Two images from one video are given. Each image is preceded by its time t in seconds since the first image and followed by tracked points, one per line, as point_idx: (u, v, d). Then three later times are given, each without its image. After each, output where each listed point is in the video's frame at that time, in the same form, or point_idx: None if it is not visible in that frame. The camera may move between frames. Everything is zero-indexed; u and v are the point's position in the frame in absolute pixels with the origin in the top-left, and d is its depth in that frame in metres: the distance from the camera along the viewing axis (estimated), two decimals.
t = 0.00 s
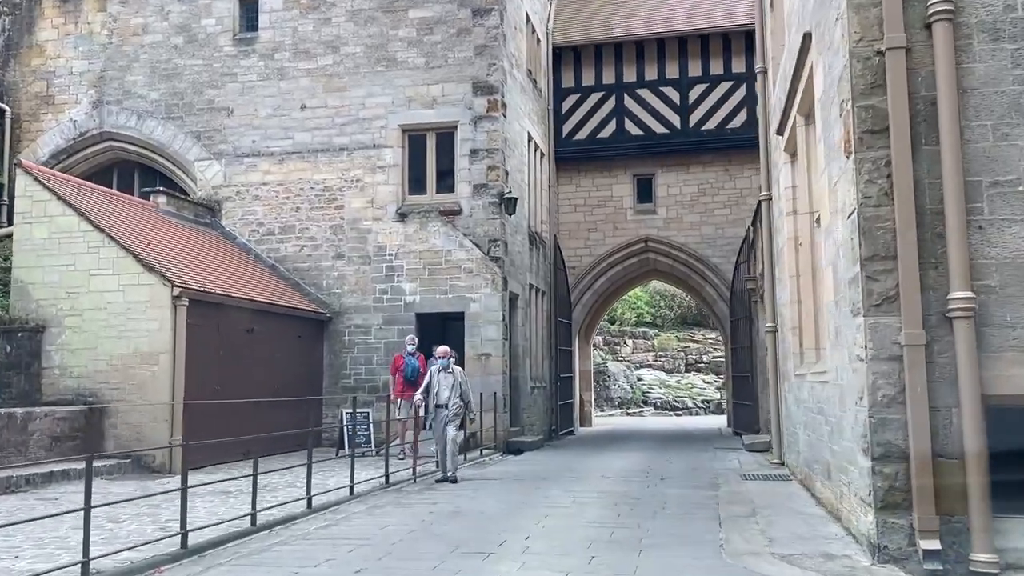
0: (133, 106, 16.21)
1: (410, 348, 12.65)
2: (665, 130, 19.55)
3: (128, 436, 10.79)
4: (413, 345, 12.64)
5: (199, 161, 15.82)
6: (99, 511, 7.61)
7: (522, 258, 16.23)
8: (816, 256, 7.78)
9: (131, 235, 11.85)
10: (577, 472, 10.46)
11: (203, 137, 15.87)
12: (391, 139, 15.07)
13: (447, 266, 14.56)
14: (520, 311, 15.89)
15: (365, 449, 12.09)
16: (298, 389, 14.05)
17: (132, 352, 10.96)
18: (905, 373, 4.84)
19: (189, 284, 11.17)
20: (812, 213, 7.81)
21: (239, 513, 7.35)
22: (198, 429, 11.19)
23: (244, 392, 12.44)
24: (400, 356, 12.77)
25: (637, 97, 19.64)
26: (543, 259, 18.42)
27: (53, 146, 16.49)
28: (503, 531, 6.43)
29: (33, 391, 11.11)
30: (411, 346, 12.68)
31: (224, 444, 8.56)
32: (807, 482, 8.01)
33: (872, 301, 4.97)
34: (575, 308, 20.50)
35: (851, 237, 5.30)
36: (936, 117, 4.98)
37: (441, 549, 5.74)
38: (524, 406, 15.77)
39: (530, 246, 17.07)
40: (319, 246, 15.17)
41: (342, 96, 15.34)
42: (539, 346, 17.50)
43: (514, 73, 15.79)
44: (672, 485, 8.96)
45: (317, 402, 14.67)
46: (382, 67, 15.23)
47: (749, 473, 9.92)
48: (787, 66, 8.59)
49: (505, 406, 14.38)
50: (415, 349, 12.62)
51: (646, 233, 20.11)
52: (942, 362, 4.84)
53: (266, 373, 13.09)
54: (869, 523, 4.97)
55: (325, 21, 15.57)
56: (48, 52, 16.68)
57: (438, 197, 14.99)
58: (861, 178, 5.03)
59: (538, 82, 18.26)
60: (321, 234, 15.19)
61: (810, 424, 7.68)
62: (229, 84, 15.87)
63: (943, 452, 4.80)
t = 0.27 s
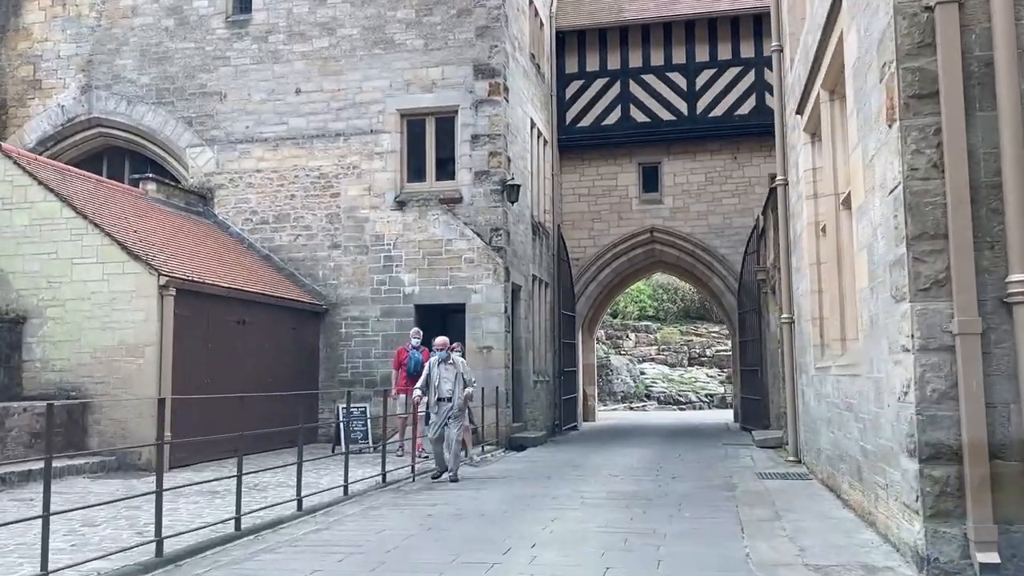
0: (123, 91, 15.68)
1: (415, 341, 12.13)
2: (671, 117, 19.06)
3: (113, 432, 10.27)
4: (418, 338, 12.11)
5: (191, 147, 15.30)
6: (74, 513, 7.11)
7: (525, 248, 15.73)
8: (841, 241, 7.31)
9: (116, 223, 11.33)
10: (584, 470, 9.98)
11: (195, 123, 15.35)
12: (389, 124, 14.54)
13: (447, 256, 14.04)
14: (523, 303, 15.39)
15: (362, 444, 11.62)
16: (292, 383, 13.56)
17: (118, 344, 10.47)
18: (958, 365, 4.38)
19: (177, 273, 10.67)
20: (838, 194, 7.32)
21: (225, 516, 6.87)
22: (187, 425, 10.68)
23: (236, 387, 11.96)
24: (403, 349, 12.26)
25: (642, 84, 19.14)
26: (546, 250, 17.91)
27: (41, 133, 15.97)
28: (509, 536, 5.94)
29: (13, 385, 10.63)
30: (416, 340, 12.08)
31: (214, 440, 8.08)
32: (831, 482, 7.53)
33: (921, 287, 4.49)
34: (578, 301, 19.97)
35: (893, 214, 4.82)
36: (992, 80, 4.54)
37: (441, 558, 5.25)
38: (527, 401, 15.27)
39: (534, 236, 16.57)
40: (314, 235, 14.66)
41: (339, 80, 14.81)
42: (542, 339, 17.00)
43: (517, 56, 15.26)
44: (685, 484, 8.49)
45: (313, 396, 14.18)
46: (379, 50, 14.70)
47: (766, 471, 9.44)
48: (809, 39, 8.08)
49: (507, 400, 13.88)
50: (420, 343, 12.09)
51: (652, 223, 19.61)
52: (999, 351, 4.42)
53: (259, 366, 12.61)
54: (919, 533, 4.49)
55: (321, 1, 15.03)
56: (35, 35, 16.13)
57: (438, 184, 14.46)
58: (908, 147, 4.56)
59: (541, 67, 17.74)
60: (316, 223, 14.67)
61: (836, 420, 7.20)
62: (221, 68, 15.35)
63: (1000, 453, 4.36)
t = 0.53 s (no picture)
0: (109, 77, 15.17)
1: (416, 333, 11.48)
2: (675, 106, 18.58)
3: (93, 430, 9.74)
4: (421, 332, 11.54)
5: (179, 135, 14.80)
6: (43, 519, 6.64)
7: (525, 240, 15.25)
8: (864, 227, 6.84)
9: (98, 211, 10.83)
10: (587, 470, 9.52)
11: (183, 110, 14.84)
12: (384, 111, 14.03)
13: (445, 248, 13.55)
14: (523, 296, 14.92)
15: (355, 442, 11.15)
16: (283, 379, 13.08)
17: (98, 338, 10.00)
18: (1016, 359, 3.92)
19: (161, 263, 10.19)
20: (860, 178, 6.86)
21: (205, 522, 6.40)
22: (171, 422, 10.19)
23: (224, 383, 11.50)
24: (404, 342, 11.57)
25: (645, 72, 18.66)
26: (547, 242, 17.42)
27: (25, 120, 15.45)
28: (510, 547, 5.47)
29: None
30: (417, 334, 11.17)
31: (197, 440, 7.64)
32: (853, 485, 7.07)
33: (972, 273, 4.03)
34: (580, 295, 19.48)
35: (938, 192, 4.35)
36: None
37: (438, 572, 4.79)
38: (527, 397, 14.79)
39: (534, 227, 16.09)
40: (307, 226, 14.17)
41: (332, 65, 14.31)
42: (542, 333, 16.51)
43: (517, 41, 14.78)
44: (697, 486, 8.03)
45: (305, 392, 13.70)
46: (374, 34, 14.19)
47: (779, 472, 8.97)
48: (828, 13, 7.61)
49: (507, 397, 13.41)
50: (422, 336, 11.56)
51: (655, 214, 19.13)
52: None
53: (248, 361, 12.14)
54: (969, 547, 4.03)
55: None
56: (19, 19, 15.60)
57: (435, 174, 13.97)
58: (958, 117, 4.10)
59: (542, 54, 17.24)
60: (309, 214, 14.18)
61: (860, 418, 6.74)
62: (211, 53, 14.84)
63: None
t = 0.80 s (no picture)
0: (94, 63, 14.66)
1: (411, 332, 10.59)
2: (677, 96, 18.14)
3: (71, 429, 9.30)
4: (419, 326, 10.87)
5: (166, 123, 14.31)
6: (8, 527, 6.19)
7: (524, 233, 14.79)
8: (886, 214, 6.40)
9: (77, 200, 10.36)
10: (589, 471, 9.08)
11: (171, 98, 14.35)
12: (378, 98, 13.55)
13: (441, 240, 13.08)
14: (521, 290, 14.46)
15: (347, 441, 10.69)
16: (273, 377, 12.64)
17: (76, 333, 9.54)
18: None
19: (142, 254, 9.73)
20: (881, 161, 6.43)
21: (181, 531, 5.95)
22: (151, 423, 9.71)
23: (209, 380, 11.05)
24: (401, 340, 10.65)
25: (647, 60, 18.22)
26: (546, 235, 16.96)
27: (7, 109, 14.94)
28: (510, 559, 5.02)
29: None
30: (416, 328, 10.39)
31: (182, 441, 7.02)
32: (876, 489, 6.62)
33: None
34: (579, 290, 19.02)
35: (988, 168, 3.91)
36: None
37: None
38: (525, 394, 14.34)
39: (533, 220, 15.63)
40: (298, 217, 13.70)
41: (324, 51, 13.84)
42: (541, 329, 16.06)
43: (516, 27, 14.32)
44: (707, 490, 7.59)
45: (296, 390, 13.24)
46: (368, 18, 13.70)
47: (791, 474, 8.53)
48: None
49: (505, 394, 12.96)
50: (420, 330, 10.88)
51: (656, 207, 18.67)
52: None
53: (235, 358, 11.69)
54: None
55: None
56: None
57: (432, 163, 13.49)
58: (1014, 81, 3.65)
59: (541, 41, 16.78)
60: (300, 205, 13.71)
61: (884, 419, 6.30)
62: (199, 39, 14.34)
63: None
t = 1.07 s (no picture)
0: (75, 49, 14.16)
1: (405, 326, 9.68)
2: (677, 87, 17.72)
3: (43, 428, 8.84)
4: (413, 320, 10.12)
5: (150, 112, 13.82)
6: None
7: (520, 226, 14.35)
8: (908, 200, 5.99)
9: (51, 188, 9.89)
10: (588, 473, 8.65)
11: (154, 85, 13.86)
12: (369, 86, 13.09)
13: (434, 232, 12.63)
14: (517, 284, 14.01)
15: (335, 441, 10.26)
16: (258, 374, 12.19)
17: (49, 327, 9.07)
18: None
19: (119, 245, 9.27)
20: (902, 143, 6.01)
21: (149, 541, 5.51)
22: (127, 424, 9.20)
23: (190, 377, 10.62)
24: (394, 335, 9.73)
25: (647, 50, 17.78)
26: (542, 229, 16.52)
27: None
28: (506, 573, 4.59)
29: None
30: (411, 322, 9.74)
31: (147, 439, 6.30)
32: (896, 494, 6.20)
33: None
34: (576, 285, 18.58)
35: None
36: None
37: None
38: (521, 392, 13.89)
39: (529, 212, 15.18)
40: (286, 209, 13.23)
41: (313, 37, 13.37)
42: (537, 325, 15.62)
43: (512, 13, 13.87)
44: (714, 494, 7.16)
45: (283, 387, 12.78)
46: (358, 3, 13.23)
47: (801, 477, 8.10)
48: None
49: (500, 392, 12.52)
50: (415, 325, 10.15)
51: (655, 200, 18.24)
52: None
53: (218, 354, 11.25)
54: None
55: None
56: None
57: (425, 153, 13.03)
58: None
59: (538, 29, 16.33)
60: (289, 196, 13.24)
61: (906, 420, 5.87)
62: (184, 24, 13.85)
63: None
